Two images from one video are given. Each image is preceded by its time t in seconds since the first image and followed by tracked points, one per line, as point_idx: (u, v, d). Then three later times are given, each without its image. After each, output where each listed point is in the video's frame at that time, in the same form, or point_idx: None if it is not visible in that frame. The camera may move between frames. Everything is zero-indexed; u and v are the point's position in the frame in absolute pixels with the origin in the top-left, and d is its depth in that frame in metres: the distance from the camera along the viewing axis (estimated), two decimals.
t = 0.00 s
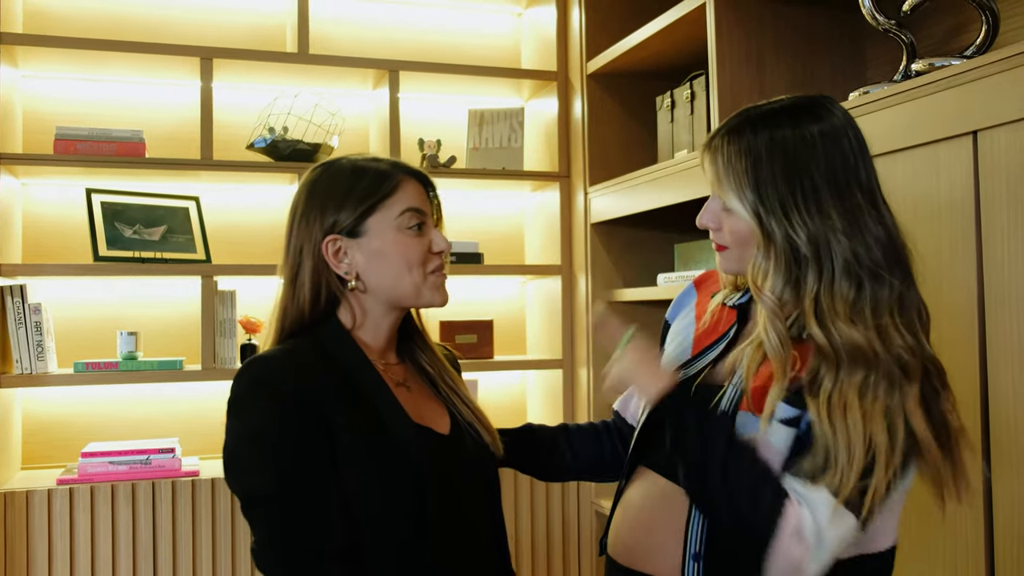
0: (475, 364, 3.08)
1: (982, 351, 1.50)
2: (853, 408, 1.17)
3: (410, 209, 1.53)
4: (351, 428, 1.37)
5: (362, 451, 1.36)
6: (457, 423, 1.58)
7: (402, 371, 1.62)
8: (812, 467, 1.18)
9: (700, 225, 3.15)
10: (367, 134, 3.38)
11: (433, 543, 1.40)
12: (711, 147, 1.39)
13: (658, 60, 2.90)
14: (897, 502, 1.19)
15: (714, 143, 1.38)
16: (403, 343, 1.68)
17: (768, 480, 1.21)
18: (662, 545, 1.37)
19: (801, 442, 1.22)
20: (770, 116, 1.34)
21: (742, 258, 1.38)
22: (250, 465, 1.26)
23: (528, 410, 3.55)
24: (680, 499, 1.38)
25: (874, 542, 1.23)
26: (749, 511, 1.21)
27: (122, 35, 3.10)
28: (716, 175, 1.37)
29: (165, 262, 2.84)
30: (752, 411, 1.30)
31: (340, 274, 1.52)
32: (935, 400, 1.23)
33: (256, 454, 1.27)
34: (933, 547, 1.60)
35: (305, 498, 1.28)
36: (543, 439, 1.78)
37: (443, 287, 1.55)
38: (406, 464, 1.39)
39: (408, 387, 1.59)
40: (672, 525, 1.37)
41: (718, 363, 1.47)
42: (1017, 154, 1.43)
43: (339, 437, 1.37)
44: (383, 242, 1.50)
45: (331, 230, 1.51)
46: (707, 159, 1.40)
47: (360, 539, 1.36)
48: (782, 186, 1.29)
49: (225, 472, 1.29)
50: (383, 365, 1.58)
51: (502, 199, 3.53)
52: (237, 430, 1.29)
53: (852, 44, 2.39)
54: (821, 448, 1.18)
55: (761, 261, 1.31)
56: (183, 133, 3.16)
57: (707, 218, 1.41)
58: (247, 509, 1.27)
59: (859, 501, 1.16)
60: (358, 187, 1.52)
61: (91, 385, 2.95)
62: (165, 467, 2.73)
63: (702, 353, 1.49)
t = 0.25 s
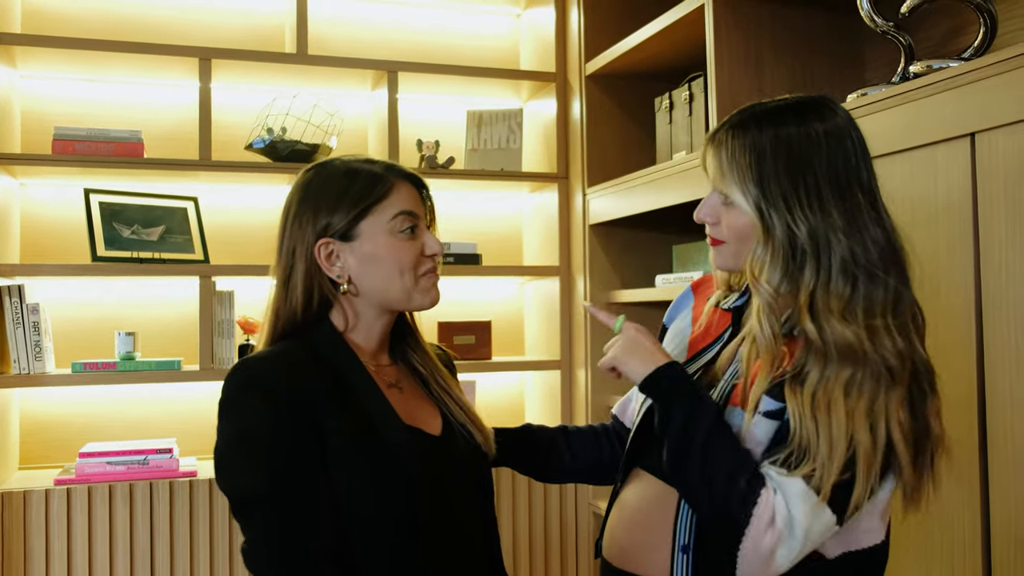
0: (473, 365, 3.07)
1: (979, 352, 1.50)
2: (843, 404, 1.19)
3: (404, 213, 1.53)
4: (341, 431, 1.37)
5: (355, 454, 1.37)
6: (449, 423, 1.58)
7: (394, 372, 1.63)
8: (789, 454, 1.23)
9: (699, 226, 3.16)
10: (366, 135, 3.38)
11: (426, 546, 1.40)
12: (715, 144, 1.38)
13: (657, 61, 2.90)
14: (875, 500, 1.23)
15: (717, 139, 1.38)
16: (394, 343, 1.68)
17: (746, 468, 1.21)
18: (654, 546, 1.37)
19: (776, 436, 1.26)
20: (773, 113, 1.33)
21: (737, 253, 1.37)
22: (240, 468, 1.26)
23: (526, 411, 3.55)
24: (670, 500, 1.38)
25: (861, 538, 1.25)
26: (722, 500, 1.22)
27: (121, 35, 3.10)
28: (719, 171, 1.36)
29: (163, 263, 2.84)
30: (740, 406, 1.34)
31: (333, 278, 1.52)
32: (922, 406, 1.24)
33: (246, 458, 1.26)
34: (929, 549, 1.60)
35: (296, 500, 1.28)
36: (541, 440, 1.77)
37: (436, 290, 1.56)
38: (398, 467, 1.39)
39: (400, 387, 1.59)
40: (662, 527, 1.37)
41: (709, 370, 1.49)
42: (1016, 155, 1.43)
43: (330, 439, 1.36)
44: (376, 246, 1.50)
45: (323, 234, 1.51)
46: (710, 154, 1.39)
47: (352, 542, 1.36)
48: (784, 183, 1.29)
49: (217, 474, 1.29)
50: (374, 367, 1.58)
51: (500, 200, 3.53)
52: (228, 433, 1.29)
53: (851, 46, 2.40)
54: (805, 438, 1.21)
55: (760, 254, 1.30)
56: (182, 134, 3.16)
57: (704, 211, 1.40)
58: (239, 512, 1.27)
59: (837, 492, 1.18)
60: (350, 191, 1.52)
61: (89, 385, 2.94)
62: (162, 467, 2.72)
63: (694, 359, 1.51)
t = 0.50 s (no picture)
0: (472, 367, 3.08)
1: (977, 353, 1.50)
2: (850, 386, 1.09)
3: (397, 207, 1.55)
4: (333, 432, 1.37)
5: (347, 456, 1.36)
6: (444, 428, 1.58)
7: (389, 375, 1.63)
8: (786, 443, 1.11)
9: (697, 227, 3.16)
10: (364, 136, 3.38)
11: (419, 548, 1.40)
12: (738, 111, 1.29)
13: (655, 62, 2.90)
14: (869, 491, 1.12)
15: (741, 108, 1.29)
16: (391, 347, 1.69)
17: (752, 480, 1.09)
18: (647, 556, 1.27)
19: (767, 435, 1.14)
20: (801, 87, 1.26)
21: (777, 220, 1.20)
22: (233, 468, 1.26)
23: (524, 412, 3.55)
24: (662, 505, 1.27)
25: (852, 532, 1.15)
26: (725, 520, 1.09)
27: (119, 36, 3.10)
28: (741, 135, 1.26)
29: (161, 264, 2.84)
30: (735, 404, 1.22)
31: (326, 268, 1.54)
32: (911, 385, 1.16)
33: (240, 456, 1.26)
34: (926, 550, 1.60)
35: (290, 500, 1.28)
36: (542, 444, 1.74)
37: (428, 284, 1.55)
38: (390, 470, 1.39)
39: (394, 390, 1.59)
40: (651, 535, 1.27)
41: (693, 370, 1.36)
42: (1012, 156, 1.43)
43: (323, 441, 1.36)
44: (366, 236, 1.52)
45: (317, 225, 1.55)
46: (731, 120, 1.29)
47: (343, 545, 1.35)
48: (811, 154, 1.20)
49: (208, 475, 1.29)
50: (369, 368, 1.58)
51: (498, 201, 3.53)
52: (221, 434, 1.29)
53: (848, 47, 2.40)
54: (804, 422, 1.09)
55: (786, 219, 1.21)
56: (180, 135, 3.16)
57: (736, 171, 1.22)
58: (229, 513, 1.27)
59: (830, 483, 1.08)
60: (343, 185, 1.56)
61: (87, 387, 2.94)
62: (161, 468, 2.71)
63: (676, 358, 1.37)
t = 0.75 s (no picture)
0: (471, 367, 3.08)
1: (975, 352, 1.50)
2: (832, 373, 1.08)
3: (394, 210, 1.55)
4: (330, 432, 1.37)
5: (345, 457, 1.37)
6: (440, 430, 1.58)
7: (386, 376, 1.63)
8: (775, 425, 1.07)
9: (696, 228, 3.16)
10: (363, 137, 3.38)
11: (419, 550, 1.40)
12: (717, 111, 1.26)
13: (653, 62, 2.90)
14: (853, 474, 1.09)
15: (720, 108, 1.26)
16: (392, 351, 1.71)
17: (764, 479, 1.03)
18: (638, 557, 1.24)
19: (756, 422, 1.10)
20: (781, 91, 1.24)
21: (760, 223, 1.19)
22: (230, 468, 1.27)
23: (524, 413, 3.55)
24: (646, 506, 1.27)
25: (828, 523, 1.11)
26: (738, 521, 1.02)
27: (118, 37, 3.10)
28: (721, 135, 1.23)
29: (161, 265, 2.84)
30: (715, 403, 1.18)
31: (320, 264, 1.55)
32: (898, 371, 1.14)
33: (238, 458, 1.27)
34: (926, 550, 1.60)
35: (286, 500, 1.28)
36: (544, 452, 1.72)
37: (417, 288, 1.54)
38: (389, 470, 1.39)
39: (392, 391, 1.59)
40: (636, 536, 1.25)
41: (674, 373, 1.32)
42: (1010, 156, 1.44)
43: (319, 442, 1.36)
44: (360, 237, 1.52)
45: (316, 224, 1.56)
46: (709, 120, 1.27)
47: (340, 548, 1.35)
48: (793, 154, 1.19)
49: (206, 474, 1.30)
50: (365, 368, 1.58)
51: (497, 201, 3.54)
52: (219, 433, 1.29)
53: (846, 47, 2.41)
54: (797, 403, 1.06)
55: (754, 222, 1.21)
56: (178, 136, 3.16)
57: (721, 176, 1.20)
58: (224, 514, 1.28)
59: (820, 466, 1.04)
60: (344, 185, 1.57)
61: (86, 388, 2.94)
62: (159, 470, 2.73)
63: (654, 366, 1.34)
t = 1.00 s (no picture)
0: (470, 368, 3.08)
1: (974, 353, 1.50)
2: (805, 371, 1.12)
3: (376, 210, 1.54)
4: (335, 430, 1.37)
5: (347, 454, 1.36)
6: (446, 434, 1.57)
7: (397, 377, 1.63)
8: (762, 417, 1.12)
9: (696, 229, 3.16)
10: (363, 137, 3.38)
11: (420, 549, 1.39)
12: (684, 123, 1.32)
13: (653, 63, 2.90)
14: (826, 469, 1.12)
15: (687, 119, 1.32)
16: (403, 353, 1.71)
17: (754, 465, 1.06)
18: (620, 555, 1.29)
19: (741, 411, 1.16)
20: (747, 95, 1.29)
21: (729, 233, 1.25)
22: (237, 459, 1.27)
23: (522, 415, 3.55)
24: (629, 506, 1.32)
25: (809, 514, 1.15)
26: (730, 510, 1.04)
27: (117, 37, 3.09)
28: (690, 146, 1.30)
29: (159, 265, 2.83)
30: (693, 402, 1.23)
31: (320, 276, 1.57)
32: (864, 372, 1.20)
33: (248, 446, 1.27)
34: (924, 550, 1.60)
35: (291, 495, 1.28)
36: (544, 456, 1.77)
37: (406, 287, 1.51)
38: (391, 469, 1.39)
39: (401, 393, 1.59)
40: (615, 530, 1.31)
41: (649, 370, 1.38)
42: (1010, 158, 1.44)
43: (326, 438, 1.36)
44: (347, 241, 1.53)
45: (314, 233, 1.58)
46: (676, 132, 1.33)
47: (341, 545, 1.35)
48: (758, 161, 1.24)
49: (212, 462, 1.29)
50: (377, 368, 1.59)
51: (496, 202, 3.53)
52: (228, 423, 1.30)
53: (845, 49, 2.41)
54: (780, 396, 1.12)
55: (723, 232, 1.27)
56: (178, 136, 3.16)
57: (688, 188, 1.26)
58: (231, 502, 1.27)
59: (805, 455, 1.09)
60: (334, 191, 1.58)
61: (85, 388, 2.94)
62: (157, 470, 2.74)
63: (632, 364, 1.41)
